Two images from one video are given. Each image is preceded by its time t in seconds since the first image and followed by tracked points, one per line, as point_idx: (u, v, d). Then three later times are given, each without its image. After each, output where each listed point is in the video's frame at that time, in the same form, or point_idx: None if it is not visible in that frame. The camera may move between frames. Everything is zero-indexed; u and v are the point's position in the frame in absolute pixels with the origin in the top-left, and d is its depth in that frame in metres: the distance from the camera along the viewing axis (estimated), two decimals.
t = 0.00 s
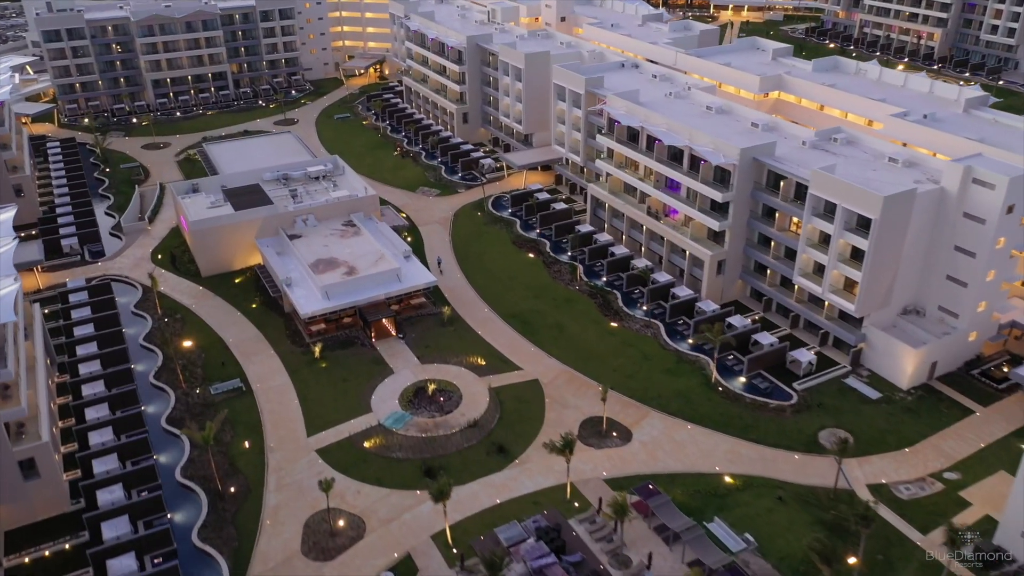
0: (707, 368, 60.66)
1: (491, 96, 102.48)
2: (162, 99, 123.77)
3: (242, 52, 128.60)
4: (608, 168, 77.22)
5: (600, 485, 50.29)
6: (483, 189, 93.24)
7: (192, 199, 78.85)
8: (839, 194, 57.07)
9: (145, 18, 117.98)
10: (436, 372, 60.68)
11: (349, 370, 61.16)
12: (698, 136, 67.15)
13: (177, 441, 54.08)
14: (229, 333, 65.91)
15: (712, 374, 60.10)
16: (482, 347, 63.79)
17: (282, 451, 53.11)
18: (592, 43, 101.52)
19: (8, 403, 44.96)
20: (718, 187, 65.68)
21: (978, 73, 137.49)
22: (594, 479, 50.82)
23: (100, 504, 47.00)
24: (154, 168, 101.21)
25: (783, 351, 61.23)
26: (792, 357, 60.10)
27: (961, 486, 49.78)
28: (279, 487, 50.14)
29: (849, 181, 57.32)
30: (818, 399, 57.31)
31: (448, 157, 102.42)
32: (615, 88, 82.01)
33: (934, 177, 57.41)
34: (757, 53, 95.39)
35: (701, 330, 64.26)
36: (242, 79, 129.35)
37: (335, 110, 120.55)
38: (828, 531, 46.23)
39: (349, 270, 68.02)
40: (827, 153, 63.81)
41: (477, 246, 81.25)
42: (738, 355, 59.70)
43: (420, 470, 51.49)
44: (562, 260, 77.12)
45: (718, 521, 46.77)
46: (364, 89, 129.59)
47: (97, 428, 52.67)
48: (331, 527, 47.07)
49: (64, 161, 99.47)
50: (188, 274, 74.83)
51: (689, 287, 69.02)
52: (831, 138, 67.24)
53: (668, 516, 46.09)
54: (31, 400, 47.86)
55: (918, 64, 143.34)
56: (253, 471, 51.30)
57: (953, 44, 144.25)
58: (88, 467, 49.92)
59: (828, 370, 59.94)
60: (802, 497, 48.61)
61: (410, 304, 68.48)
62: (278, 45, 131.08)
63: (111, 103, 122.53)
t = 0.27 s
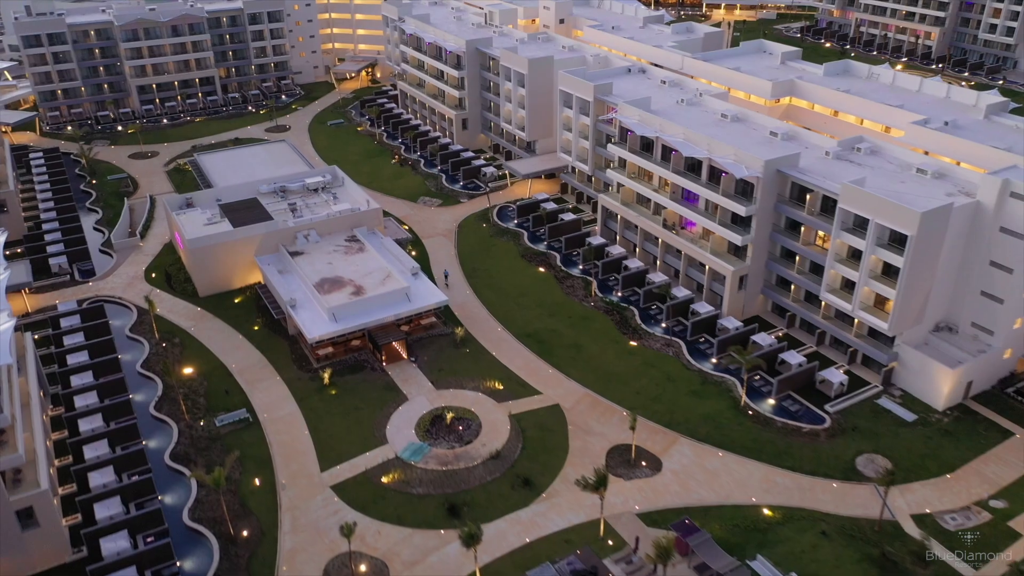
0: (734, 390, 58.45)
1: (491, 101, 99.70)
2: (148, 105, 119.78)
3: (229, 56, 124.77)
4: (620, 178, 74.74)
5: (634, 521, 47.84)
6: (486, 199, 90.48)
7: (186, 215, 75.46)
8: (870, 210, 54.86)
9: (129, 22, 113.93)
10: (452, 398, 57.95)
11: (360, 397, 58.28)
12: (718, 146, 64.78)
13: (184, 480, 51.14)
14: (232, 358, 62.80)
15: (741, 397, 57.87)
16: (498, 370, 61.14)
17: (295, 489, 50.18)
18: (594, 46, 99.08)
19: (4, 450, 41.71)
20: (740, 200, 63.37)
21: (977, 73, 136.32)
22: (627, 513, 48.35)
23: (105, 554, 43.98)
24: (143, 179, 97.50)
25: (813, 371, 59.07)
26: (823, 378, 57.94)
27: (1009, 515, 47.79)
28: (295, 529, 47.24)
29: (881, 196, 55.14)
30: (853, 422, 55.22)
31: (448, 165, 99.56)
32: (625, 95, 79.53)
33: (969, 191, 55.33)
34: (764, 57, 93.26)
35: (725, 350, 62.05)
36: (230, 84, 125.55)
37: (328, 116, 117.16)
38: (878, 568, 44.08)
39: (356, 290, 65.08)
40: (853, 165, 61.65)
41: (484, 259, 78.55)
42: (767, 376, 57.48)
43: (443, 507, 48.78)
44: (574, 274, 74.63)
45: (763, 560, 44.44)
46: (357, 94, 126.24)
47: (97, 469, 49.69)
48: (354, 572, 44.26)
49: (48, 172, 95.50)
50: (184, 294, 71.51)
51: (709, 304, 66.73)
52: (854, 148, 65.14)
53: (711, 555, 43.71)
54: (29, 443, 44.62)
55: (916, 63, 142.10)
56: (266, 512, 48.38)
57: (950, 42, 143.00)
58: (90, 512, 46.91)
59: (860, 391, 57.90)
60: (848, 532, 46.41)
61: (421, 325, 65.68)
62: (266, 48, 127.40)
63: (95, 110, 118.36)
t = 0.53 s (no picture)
0: (766, 412, 56.28)
1: (495, 107, 97.08)
2: (137, 112, 116.16)
3: (220, 60, 121.29)
4: (636, 189, 72.41)
5: (674, 557, 45.54)
6: (493, 208, 87.87)
7: (185, 232, 72.39)
8: (907, 225, 52.84)
9: (117, 26, 110.28)
10: (473, 425, 55.38)
11: (377, 425, 55.60)
12: (742, 157, 62.60)
13: (195, 519, 48.41)
14: (239, 384, 59.93)
15: (773, 419, 55.71)
16: (519, 393, 58.66)
17: (314, 527, 47.48)
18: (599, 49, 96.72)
19: (6, 500, 38.74)
20: (766, 213, 61.23)
21: (980, 73, 135.03)
22: (666, 550, 46.04)
23: None
24: (135, 190, 94.11)
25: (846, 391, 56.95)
26: (858, 398, 55.65)
27: None
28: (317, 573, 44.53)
29: (918, 210, 53.17)
30: (892, 445, 53.17)
31: (451, 173, 96.85)
32: (638, 102, 77.18)
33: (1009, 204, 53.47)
34: (775, 60, 91.19)
35: (753, 369, 59.89)
36: (222, 89, 122.07)
37: (324, 122, 114.07)
38: None
39: (368, 310, 62.40)
40: (884, 176, 59.67)
41: (495, 273, 75.98)
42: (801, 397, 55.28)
43: (473, 546, 46.25)
44: (590, 288, 72.24)
45: None
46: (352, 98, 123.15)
47: (103, 511, 46.96)
48: None
49: (36, 184, 91.94)
50: (185, 315, 68.47)
51: (733, 320, 64.55)
52: (881, 157, 63.14)
53: None
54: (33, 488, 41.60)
55: (917, 63, 140.71)
56: (285, 555, 45.67)
57: (951, 42, 141.69)
58: (98, 559, 44.17)
59: (895, 412, 55.91)
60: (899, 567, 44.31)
61: (436, 346, 63.07)
62: (258, 52, 123.97)
63: (82, 117, 114.61)
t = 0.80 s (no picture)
0: (807, 437, 54.06)
1: (502, 114, 94.29)
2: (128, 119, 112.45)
3: (214, 65, 117.63)
4: (658, 201, 69.97)
5: None
6: (504, 219, 85.18)
7: (189, 250, 69.24)
8: (954, 242, 50.68)
9: (107, 32, 106.47)
10: (503, 456, 52.76)
11: (402, 457, 52.86)
12: (774, 170, 60.25)
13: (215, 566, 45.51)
14: (252, 414, 56.96)
15: (815, 445, 53.48)
16: (548, 421, 56.09)
17: (343, 574, 44.66)
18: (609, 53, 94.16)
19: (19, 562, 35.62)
20: (801, 227, 58.93)
21: (985, 71, 133.68)
22: None
23: None
24: (131, 203, 90.64)
25: (889, 414, 54.81)
26: (903, 422, 53.54)
27: None
28: None
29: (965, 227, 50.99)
30: (941, 472, 51.09)
31: (459, 182, 94.05)
32: (657, 110, 74.71)
33: None
34: (791, 63, 89.00)
35: (790, 391, 57.63)
36: (215, 95, 118.46)
37: (323, 129, 110.78)
38: None
39: (386, 333, 59.61)
40: (922, 189, 57.53)
41: (512, 288, 73.30)
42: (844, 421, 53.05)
43: None
44: (612, 304, 69.75)
45: None
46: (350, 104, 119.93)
47: (118, 559, 43.90)
48: None
49: (26, 198, 88.24)
50: (191, 338, 65.35)
51: (765, 338, 62.27)
52: (916, 168, 60.95)
53: None
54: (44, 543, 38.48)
55: (921, 62, 139.23)
56: None
57: (954, 40, 140.31)
58: None
59: (941, 435, 53.82)
60: None
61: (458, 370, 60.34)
62: (253, 56, 120.37)
63: (71, 126, 110.72)
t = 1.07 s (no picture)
0: (855, 464, 51.92)
1: (513, 121, 91.62)
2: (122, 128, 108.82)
3: (209, 71, 114.05)
4: (685, 214, 67.59)
5: None
6: (519, 231, 82.57)
7: (197, 270, 66.18)
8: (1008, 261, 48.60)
9: (99, 38, 102.73)
10: (541, 490, 50.23)
11: (434, 492, 50.21)
12: (812, 184, 58.00)
13: None
14: (272, 447, 54.10)
15: (865, 472, 51.35)
16: (584, 450, 53.59)
17: None
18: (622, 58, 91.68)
19: None
20: (841, 243, 56.71)
21: (992, 71, 132.33)
22: None
23: None
24: (129, 217, 87.28)
25: (939, 438, 52.76)
26: (954, 447, 51.55)
27: None
28: None
29: (1020, 244, 48.84)
30: (998, 500, 49.08)
31: (469, 192, 91.36)
32: (681, 119, 72.31)
33: None
34: (810, 68, 86.84)
35: (833, 414, 55.46)
36: (211, 101, 114.95)
37: (324, 136, 107.61)
38: None
39: (411, 359, 56.87)
40: (967, 203, 55.49)
41: (533, 305, 70.71)
42: (894, 446, 50.91)
43: None
44: (639, 322, 67.34)
45: None
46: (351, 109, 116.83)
47: None
48: None
49: (20, 214, 84.67)
50: (202, 364, 62.34)
51: (802, 358, 60.06)
52: (957, 180, 58.83)
53: None
54: None
55: (926, 61, 137.71)
56: None
57: (959, 39, 138.91)
58: None
59: (994, 460, 51.81)
60: None
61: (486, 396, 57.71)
62: (249, 61, 116.90)
63: (62, 135, 106.94)
